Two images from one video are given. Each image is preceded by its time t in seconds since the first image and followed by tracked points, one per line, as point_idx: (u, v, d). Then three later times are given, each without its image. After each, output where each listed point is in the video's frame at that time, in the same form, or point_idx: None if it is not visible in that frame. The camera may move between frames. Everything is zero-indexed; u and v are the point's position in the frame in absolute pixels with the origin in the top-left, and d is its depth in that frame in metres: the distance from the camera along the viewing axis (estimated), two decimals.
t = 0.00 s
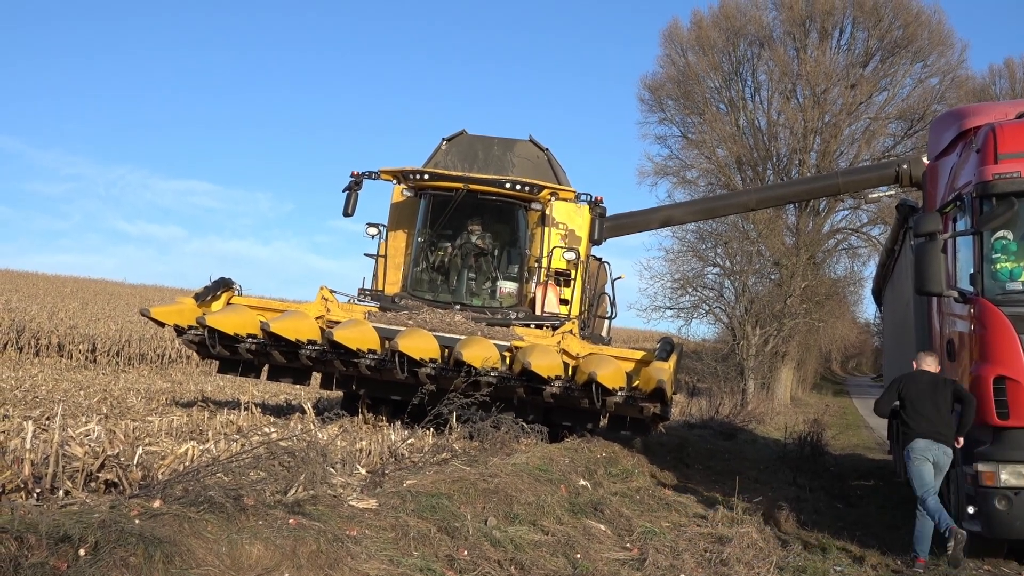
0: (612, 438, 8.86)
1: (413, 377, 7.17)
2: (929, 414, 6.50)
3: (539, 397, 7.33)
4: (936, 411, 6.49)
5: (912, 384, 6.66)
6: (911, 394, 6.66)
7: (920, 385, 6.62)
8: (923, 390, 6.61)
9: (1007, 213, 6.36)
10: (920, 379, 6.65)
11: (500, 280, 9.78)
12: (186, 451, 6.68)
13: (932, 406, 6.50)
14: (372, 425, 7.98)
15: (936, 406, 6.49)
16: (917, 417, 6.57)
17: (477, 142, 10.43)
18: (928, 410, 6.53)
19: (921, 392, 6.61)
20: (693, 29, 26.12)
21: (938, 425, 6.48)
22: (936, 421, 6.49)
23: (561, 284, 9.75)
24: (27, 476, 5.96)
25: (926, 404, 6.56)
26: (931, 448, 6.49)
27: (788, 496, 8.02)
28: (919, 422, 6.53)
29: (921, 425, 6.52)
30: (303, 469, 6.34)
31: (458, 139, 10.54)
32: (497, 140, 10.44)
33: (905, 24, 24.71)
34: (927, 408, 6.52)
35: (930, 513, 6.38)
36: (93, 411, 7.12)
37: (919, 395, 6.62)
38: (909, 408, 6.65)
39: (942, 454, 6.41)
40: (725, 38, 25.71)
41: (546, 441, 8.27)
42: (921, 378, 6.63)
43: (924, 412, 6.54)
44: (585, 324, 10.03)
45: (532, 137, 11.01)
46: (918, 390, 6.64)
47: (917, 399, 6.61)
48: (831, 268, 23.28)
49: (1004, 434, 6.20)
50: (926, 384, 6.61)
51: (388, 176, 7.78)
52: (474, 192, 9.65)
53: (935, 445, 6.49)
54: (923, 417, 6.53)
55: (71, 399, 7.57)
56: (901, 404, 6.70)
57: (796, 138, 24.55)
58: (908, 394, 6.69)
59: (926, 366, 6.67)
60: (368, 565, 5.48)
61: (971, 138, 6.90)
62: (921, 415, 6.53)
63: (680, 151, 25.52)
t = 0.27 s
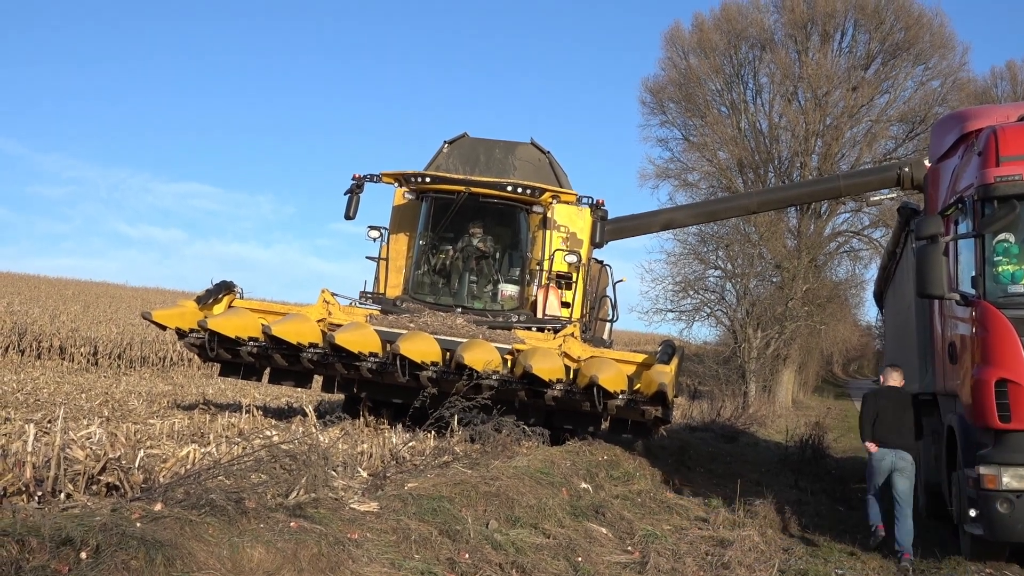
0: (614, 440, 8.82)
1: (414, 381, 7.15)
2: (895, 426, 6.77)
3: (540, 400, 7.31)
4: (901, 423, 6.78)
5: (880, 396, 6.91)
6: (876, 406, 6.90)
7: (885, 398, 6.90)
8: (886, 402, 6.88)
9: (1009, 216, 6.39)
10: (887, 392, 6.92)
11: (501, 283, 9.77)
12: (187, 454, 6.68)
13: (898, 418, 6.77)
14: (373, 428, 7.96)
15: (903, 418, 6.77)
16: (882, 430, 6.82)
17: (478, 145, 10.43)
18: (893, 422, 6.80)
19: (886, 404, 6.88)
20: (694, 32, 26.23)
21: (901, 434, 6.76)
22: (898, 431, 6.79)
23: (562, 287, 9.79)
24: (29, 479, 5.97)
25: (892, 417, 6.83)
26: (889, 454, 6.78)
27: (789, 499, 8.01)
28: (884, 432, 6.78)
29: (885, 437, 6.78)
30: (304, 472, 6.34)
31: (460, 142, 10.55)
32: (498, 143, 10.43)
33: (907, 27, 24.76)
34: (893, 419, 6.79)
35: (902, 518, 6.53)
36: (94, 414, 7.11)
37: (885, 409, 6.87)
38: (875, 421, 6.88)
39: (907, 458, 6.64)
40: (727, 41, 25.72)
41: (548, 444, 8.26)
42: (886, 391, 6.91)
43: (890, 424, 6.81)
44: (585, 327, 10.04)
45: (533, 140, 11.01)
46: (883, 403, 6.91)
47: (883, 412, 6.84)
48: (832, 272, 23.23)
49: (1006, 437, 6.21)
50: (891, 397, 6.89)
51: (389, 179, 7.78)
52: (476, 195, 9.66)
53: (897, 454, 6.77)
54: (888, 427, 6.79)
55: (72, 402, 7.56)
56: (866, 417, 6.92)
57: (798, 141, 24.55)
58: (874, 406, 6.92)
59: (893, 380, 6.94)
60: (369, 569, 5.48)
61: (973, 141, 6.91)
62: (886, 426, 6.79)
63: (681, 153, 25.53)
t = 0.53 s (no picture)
0: (614, 441, 8.80)
1: (414, 383, 7.14)
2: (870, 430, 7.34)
3: (540, 402, 7.30)
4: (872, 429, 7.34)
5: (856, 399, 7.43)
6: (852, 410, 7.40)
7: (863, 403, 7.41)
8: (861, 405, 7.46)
9: (1009, 217, 6.41)
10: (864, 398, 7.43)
11: (501, 284, 9.77)
12: (187, 456, 6.68)
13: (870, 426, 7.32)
14: (373, 429, 7.95)
15: (879, 420, 7.32)
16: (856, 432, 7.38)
17: (478, 147, 10.43)
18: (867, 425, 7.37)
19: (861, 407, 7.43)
20: (694, 34, 26.30)
21: (873, 439, 7.29)
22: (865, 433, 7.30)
23: (562, 289, 9.77)
24: (29, 482, 6.03)
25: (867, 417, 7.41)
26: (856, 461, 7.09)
27: (789, 501, 8.01)
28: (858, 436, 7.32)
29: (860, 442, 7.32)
30: (304, 474, 6.34)
31: (460, 144, 10.55)
32: (498, 145, 10.43)
33: (906, 28, 24.79)
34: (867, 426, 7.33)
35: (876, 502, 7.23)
36: (94, 416, 7.10)
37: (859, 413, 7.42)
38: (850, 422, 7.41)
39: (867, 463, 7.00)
40: (727, 42, 25.77)
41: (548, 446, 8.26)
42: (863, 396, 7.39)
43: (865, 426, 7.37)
44: (585, 328, 10.04)
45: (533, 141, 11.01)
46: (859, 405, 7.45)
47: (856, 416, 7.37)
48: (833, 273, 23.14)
49: (1006, 438, 6.23)
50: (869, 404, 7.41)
51: (389, 180, 7.77)
52: (475, 196, 9.67)
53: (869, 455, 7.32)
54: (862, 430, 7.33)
55: (72, 404, 7.54)
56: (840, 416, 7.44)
57: (797, 142, 24.54)
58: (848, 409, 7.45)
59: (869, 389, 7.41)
60: (369, 571, 5.47)
61: (972, 142, 6.91)
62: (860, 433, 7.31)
63: (681, 154, 25.54)
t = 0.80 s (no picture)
0: (613, 443, 8.80)
1: (413, 385, 7.14)
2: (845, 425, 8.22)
3: (539, 404, 7.29)
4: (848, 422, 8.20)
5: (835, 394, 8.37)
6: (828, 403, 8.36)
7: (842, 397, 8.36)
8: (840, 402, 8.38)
9: (1007, 220, 6.42)
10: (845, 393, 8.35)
11: (500, 287, 9.76)
12: (186, 459, 6.68)
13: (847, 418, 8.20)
14: (372, 432, 7.94)
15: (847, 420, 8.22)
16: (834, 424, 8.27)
17: (477, 149, 10.43)
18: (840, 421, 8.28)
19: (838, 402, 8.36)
20: (692, 36, 26.32)
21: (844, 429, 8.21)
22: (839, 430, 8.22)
23: (561, 291, 9.77)
24: (27, 484, 6.03)
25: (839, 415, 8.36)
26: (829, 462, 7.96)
27: (788, 503, 8.01)
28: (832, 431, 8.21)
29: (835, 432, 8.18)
30: (303, 476, 6.34)
31: (458, 146, 10.54)
32: (497, 147, 10.45)
33: (904, 30, 24.84)
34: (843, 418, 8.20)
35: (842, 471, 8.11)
36: (93, 418, 7.08)
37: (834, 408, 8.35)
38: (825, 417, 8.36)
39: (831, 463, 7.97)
40: (725, 44, 25.80)
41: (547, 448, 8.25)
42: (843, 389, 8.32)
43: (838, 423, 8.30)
44: (584, 330, 10.05)
45: (532, 144, 11.01)
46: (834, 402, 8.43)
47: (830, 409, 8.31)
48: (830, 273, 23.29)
49: (1005, 440, 6.26)
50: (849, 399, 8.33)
51: (388, 182, 7.75)
52: (474, 199, 9.65)
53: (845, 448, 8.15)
54: (837, 421, 8.20)
55: (70, 406, 7.51)
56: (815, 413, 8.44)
57: (796, 144, 24.51)
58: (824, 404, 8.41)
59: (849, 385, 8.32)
60: (368, 573, 5.47)
61: (970, 144, 6.91)
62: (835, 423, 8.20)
63: (680, 157, 25.54)
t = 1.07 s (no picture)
0: (607, 444, 8.88)
1: (408, 386, 7.19)
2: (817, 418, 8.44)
3: (533, 404, 7.36)
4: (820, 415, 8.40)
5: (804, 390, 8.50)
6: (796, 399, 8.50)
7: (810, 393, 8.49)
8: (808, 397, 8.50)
9: (995, 221, 6.52)
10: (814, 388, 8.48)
11: (495, 288, 9.84)
12: (183, 459, 6.73)
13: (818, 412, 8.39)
14: (368, 432, 8.00)
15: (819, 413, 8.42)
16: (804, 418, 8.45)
17: (471, 152, 10.50)
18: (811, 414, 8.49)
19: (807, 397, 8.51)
20: (684, 40, 26.39)
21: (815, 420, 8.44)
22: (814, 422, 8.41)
23: (555, 293, 9.82)
24: (25, 484, 6.11)
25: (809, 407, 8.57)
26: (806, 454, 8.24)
27: (780, 503, 8.08)
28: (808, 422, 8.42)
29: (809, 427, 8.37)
30: (299, 477, 6.40)
31: (453, 149, 10.61)
32: (491, 150, 10.54)
33: (896, 34, 24.95)
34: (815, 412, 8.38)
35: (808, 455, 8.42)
36: (90, 419, 7.12)
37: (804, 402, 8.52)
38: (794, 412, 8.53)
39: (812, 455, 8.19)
40: (718, 48, 25.90)
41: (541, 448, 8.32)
42: (809, 385, 8.43)
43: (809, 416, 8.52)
44: (578, 332, 10.11)
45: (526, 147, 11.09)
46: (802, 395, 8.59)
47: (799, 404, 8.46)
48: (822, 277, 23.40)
49: (994, 440, 6.35)
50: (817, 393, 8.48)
51: (383, 185, 7.78)
52: (468, 202, 9.71)
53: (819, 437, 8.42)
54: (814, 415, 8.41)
55: (68, 407, 7.52)
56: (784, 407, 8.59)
57: (788, 148, 24.55)
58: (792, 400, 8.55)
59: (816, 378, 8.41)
60: (364, 572, 5.51)
61: (958, 148, 7.03)
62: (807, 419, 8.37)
63: (673, 160, 25.64)
